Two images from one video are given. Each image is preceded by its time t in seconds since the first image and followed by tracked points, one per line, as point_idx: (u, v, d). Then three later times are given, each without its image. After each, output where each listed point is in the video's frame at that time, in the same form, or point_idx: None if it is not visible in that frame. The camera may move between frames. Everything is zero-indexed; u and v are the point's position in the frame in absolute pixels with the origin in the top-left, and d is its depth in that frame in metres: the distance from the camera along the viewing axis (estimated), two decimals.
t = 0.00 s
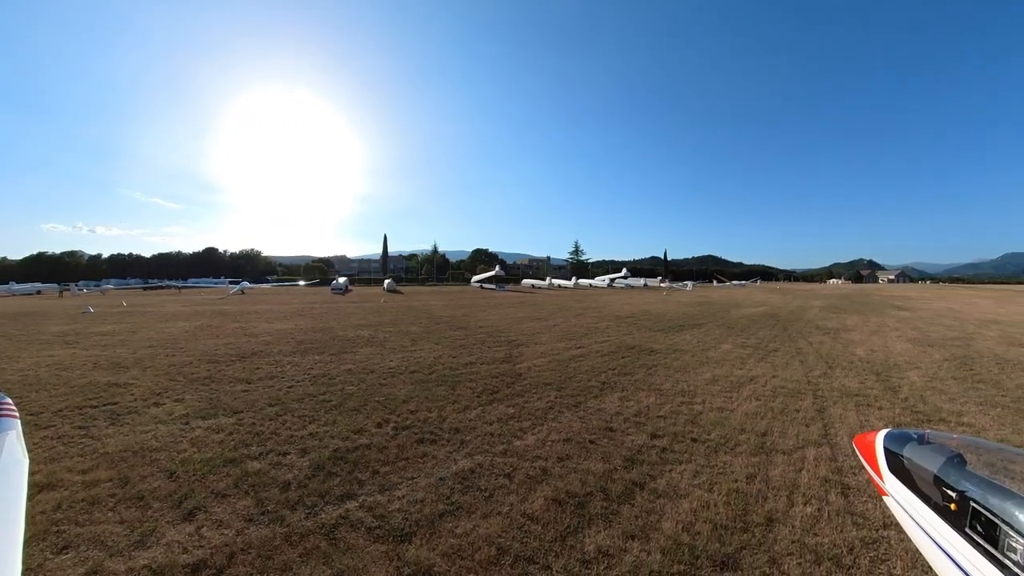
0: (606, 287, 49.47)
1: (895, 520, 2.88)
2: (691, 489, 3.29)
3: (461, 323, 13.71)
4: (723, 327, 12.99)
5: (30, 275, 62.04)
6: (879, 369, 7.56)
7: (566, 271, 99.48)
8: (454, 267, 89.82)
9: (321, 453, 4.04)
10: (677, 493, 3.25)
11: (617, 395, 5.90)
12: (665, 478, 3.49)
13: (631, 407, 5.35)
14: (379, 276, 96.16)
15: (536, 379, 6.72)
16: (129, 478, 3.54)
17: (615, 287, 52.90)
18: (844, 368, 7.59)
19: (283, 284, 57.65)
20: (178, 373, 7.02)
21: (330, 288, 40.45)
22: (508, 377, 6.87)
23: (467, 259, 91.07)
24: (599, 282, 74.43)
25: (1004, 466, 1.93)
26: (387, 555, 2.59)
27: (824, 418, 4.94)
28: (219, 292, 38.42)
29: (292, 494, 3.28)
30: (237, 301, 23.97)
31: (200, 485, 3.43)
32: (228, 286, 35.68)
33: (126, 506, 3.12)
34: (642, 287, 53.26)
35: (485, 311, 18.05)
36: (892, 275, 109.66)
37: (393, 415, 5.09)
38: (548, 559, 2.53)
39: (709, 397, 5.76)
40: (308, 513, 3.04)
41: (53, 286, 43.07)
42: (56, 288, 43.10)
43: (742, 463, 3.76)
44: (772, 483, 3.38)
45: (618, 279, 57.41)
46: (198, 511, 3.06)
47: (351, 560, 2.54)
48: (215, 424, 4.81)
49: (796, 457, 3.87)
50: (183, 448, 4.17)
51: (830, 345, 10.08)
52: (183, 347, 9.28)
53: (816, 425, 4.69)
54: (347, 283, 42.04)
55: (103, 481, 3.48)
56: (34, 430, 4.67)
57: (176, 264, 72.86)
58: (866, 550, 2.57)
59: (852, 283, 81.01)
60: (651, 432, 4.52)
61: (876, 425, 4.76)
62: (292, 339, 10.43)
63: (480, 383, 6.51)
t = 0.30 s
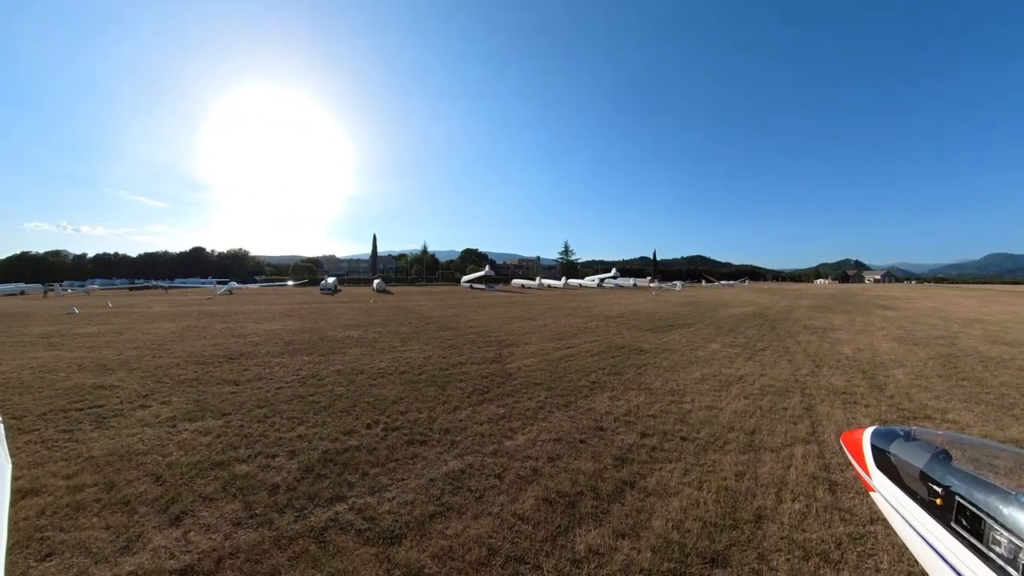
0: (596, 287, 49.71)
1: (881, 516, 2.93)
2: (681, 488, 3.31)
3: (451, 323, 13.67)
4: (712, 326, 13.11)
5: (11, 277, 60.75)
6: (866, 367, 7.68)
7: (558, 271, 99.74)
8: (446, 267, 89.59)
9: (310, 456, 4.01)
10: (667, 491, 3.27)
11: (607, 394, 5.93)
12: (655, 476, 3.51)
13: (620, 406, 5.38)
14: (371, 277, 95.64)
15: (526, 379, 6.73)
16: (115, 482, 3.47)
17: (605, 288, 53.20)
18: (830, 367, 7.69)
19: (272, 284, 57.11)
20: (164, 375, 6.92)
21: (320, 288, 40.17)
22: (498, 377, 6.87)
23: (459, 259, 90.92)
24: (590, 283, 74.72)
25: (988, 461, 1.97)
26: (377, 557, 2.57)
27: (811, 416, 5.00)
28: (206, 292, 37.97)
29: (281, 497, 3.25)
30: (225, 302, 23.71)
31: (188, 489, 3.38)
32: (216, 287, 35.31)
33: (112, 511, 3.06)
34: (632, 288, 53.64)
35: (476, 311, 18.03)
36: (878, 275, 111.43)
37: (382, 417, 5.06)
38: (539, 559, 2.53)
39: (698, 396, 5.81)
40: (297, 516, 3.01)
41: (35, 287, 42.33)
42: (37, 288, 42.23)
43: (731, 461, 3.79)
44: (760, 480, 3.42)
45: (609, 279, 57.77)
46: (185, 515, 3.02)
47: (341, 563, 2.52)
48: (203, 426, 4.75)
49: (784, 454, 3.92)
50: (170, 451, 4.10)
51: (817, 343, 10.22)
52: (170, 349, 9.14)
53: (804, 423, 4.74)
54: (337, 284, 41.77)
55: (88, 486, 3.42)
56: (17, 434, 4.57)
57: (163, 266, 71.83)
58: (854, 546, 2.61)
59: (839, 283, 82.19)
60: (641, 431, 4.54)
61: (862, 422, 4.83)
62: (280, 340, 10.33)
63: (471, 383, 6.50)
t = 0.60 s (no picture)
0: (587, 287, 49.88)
1: (865, 511, 2.98)
2: (669, 486, 3.34)
3: (441, 323, 13.65)
4: (701, 326, 13.22)
5: None
6: (851, 366, 7.79)
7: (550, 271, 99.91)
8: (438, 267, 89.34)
9: (299, 457, 3.98)
10: (655, 489, 3.30)
11: (596, 394, 5.96)
12: (643, 475, 3.54)
13: (609, 405, 5.41)
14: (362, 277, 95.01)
15: (515, 379, 6.73)
16: (101, 486, 3.42)
17: (596, 288, 53.42)
18: (817, 366, 7.80)
19: (261, 284, 56.51)
20: (151, 377, 6.82)
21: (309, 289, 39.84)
22: (488, 377, 6.87)
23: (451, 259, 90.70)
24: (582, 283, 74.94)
25: (970, 457, 2.03)
26: (366, 558, 2.56)
27: (797, 414, 5.07)
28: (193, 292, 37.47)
29: (269, 499, 3.22)
30: (212, 303, 23.42)
31: (175, 493, 3.33)
32: (204, 287, 34.87)
33: (98, 515, 3.01)
34: (623, 288, 53.92)
35: (466, 311, 18.00)
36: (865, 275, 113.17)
37: (371, 417, 5.04)
38: (528, 559, 2.53)
39: (687, 395, 5.86)
40: (285, 518, 2.99)
41: (17, 287, 41.45)
42: (18, 288, 41.32)
43: (718, 459, 3.83)
44: (746, 478, 3.46)
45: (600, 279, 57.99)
46: (172, 519, 2.98)
47: (330, 564, 2.51)
48: (190, 429, 4.70)
49: (770, 452, 3.97)
50: (156, 454, 4.05)
51: (804, 343, 10.36)
52: (156, 350, 9.01)
53: (790, 421, 4.81)
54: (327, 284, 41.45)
55: (73, 490, 3.36)
56: None
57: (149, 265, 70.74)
58: (838, 541, 2.65)
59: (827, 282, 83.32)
60: (629, 430, 4.57)
61: (847, 420, 4.91)
62: (268, 341, 10.23)
63: (460, 384, 6.49)
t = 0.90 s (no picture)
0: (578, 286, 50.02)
1: (849, 507, 3.03)
2: (657, 484, 3.37)
3: (431, 323, 13.60)
4: (690, 326, 13.34)
5: None
6: (838, 364, 7.91)
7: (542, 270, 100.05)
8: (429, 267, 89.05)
9: (287, 459, 3.94)
10: (643, 487, 3.32)
11: (585, 393, 5.99)
12: (631, 473, 3.56)
13: (598, 405, 5.44)
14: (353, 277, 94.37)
15: (505, 379, 6.73)
16: (86, 491, 3.36)
17: (587, 288, 53.62)
18: (804, 364, 7.90)
19: (250, 284, 55.88)
20: (137, 379, 6.72)
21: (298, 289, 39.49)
22: (478, 377, 6.86)
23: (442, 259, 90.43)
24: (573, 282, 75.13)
25: (953, 453, 2.07)
26: (354, 559, 2.55)
27: (784, 412, 5.13)
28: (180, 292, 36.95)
29: (257, 501, 3.19)
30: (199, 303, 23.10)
31: (162, 496, 3.29)
32: (190, 287, 34.42)
33: (84, 519, 2.96)
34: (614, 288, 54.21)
35: (456, 311, 17.96)
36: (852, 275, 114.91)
37: (360, 418, 5.01)
38: (517, 558, 2.54)
39: (675, 394, 5.92)
40: (274, 520, 2.96)
41: None
42: None
43: (706, 457, 3.87)
44: (733, 475, 3.50)
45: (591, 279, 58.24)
46: (159, 522, 2.94)
47: (319, 566, 2.49)
48: (177, 431, 4.63)
49: (757, 449, 4.01)
50: (143, 457, 3.99)
51: (791, 342, 10.49)
52: (142, 351, 8.88)
53: (777, 419, 4.87)
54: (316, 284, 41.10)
55: (58, 495, 3.29)
56: None
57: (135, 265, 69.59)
58: (824, 536, 2.69)
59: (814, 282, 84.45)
60: (618, 429, 4.60)
61: (833, 417, 4.98)
62: (256, 342, 10.13)
63: (450, 384, 6.48)
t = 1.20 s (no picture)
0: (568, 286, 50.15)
1: (836, 503, 3.08)
2: (646, 482, 3.39)
3: (421, 324, 13.55)
4: (679, 325, 13.45)
5: None
6: (824, 363, 8.02)
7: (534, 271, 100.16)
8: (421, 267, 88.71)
9: (275, 461, 3.90)
10: (633, 486, 3.34)
11: (575, 393, 6.00)
12: (621, 472, 3.58)
13: (588, 404, 5.46)
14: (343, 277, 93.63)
15: (494, 380, 6.72)
16: (70, 496, 3.29)
17: (577, 287, 53.79)
18: (791, 363, 8.01)
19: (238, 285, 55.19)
20: (122, 381, 6.61)
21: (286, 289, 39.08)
22: (467, 377, 6.85)
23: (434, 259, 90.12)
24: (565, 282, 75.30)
25: (937, 448, 2.10)
26: (344, 561, 2.53)
27: (771, 410, 5.20)
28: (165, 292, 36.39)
29: (246, 504, 3.16)
30: (184, 303, 22.74)
31: (149, 500, 3.23)
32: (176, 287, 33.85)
33: (69, 525, 2.90)
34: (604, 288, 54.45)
35: (445, 311, 17.91)
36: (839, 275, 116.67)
37: (349, 419, 4.98)
38: (507, 557, 2.54)
39: (664, 393, 5.96)
40: (262, 523, 2.93)
41: None
42: None
43: (694, 455, 3.90)
44: (722, 473, 3.54)
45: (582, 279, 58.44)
46: (146, 527, 2.89)
47: (307, 569, 2.47)
48: (164, 434, 4.56)
49: (745, 447, 4.06)
50: (129, 461, 3.92)
51: (779, 341, 10.63)
52: (126, 353, 8.72)
53: (764, 417, 4.93)
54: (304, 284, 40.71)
55: (42, 500, 3.22)
56: None
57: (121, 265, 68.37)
58: (811, 532, 2.73)
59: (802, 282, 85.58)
60: (607, 428, 4.62)
61: (820, 415, 5.05)
62: (243, 343, 10.01)
63: (439, 384, 6.47)
